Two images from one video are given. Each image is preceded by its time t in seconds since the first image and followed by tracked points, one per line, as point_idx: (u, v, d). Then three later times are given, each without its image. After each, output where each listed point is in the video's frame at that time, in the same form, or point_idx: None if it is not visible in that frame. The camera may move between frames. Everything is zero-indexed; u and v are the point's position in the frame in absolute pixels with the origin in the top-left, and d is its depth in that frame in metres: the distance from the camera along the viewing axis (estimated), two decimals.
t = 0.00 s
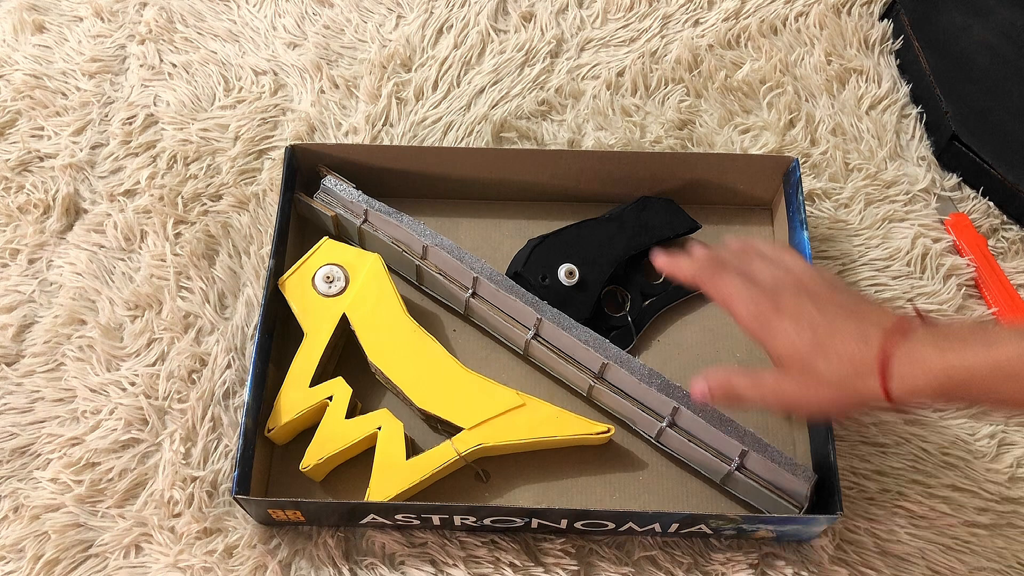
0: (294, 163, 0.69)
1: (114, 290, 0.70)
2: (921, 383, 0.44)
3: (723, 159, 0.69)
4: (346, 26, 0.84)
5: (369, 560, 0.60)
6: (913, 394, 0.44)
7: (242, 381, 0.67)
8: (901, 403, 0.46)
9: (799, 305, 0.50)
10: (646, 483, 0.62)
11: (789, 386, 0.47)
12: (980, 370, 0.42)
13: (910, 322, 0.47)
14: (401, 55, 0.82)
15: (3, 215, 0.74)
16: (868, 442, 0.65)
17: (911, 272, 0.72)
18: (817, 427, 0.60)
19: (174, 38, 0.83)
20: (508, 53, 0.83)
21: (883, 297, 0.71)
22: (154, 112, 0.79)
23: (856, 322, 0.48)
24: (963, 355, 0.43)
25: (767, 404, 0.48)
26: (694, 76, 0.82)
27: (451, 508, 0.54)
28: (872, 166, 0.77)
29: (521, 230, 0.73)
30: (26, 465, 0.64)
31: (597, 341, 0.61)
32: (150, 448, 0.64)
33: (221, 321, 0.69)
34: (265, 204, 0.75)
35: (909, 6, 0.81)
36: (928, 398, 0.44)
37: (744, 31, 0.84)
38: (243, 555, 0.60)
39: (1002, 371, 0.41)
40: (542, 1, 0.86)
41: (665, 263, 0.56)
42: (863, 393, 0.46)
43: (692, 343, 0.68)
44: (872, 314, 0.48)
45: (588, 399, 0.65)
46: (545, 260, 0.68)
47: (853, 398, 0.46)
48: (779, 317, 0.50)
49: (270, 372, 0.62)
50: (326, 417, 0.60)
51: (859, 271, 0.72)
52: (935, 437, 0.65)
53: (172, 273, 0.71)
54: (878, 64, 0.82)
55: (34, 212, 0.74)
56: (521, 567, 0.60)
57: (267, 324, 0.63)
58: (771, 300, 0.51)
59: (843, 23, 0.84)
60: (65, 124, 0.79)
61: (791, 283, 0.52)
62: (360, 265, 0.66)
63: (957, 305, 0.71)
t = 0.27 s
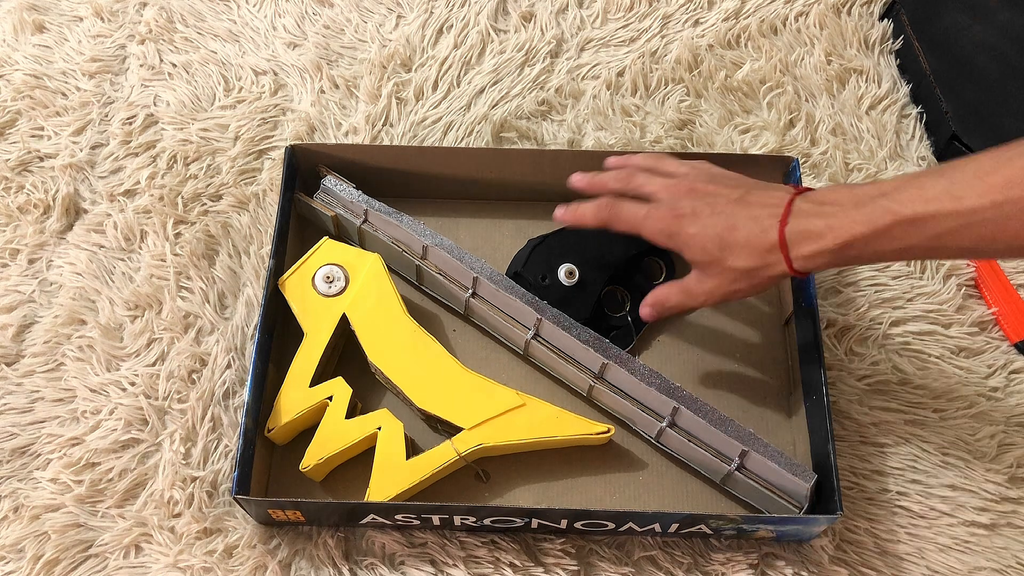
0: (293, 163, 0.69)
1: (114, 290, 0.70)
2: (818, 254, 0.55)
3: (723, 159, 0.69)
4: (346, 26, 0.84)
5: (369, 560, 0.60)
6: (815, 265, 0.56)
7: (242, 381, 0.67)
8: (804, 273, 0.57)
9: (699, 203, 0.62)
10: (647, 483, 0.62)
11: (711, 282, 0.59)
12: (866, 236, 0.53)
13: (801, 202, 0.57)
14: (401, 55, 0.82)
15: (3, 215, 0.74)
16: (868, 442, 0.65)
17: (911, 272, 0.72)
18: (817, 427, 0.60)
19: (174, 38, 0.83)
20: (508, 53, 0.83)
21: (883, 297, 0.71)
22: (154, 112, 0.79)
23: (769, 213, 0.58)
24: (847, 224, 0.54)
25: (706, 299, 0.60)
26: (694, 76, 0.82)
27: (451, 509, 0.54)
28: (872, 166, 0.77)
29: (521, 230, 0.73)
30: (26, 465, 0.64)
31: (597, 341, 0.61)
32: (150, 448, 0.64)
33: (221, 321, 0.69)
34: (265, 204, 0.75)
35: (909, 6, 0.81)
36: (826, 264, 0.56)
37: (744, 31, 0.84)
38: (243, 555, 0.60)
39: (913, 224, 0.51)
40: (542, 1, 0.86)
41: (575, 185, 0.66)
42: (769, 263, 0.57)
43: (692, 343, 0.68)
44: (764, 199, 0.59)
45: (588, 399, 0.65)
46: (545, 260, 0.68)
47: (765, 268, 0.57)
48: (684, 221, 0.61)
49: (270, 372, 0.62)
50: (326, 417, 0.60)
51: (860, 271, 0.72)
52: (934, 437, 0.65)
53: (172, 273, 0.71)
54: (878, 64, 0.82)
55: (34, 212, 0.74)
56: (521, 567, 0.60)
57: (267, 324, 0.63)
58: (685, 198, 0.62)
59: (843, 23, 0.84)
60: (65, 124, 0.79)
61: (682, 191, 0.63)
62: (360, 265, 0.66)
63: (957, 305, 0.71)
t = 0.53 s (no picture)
0: (293, 163, 0.69)
1: (114, 290, 0.70)
2: (821, 274, 0.57)
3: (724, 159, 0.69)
4: (346, 26, 0.84)
5: (369, 560, 0.60)
6: (820, 283, 0.58)
7: (242, 381, 0.67)
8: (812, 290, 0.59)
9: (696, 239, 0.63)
10: (647, 483, 0.62)
11: (721, 311, 0.62)
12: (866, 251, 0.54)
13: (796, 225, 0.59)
14: (401, 55, 0.82)
15: (3, 215, 0.74)
16: (868, 442, 0.65)
17: (911, 272, 0.72)
18: (817, 427, 0.60)
19: (174, 38, 0.83)
20: (508, 54, 0.83)
21: (883, 298, 0.71)
22: (154, 112, 0.79)
23: (767, 239, 0.60)
24: (843, 245, 0.55)
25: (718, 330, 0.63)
26: (694, 76, 0.82)
27: (452, 509, 0.54)
28: (872, 166, 0.77)
29: (520, 230, 0.73)
30: (26, 465, 0.64)
31: (597, 341, 0.61)
32: (150, 448, 0.64)
33: (221, 322, 0.69)
34: (265, 204, 0.75)
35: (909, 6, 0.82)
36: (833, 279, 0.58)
37: (744, 31, 0.84)
38: (243, 555, 0.60)
39: (912, 233, 0.52)
40: (542, 1, 0.86)
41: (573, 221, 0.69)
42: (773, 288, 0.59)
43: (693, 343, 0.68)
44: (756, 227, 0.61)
45: (588, 399, 0.65)
46: (546, 261, 0.68)
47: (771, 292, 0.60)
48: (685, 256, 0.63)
49: (270, 372, 0.62)
50: (326, 417, 0.60)
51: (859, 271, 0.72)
52: (934, 437, 0.65)
53: (172, 273, 0.71)
54: (878, 64, 0.82)
55: (34, 212, 0.74)
56: (521, 567, 0.60)
57: (267, 324, 0.63)
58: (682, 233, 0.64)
59: (843, 23, 0.84)
60: (65, 124, 0.79)
61: (677, 226, 0.64)
62: (360, 265, 0.66)
63: (957, 305, 0.71)
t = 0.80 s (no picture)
0: (293, 163, 0.69)
1: (114, 290, 0.70)
2: (835, 255, 0.56)
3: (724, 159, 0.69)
4: (346, 26, 0.84)
5: (369, 560, 0.60)
6: (835, 270, 0.56)
7: (242, 381, 0.67)
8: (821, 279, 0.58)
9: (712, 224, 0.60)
10: (646, 483, 0.62)
11: (731, 297, 0.58)
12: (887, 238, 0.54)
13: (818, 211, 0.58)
14: (401, 54, 0.82)
15: (2, 215, 0.74)
16: (868, 442, 0.65)
17: (911, 272, 0.72)
18: (817, 426, 0.60)
19: (174, 38, 0.83)
20: (508, 53, 0.83)
21: (883, 297, 0.71)
22: (154, 112, 0.79)
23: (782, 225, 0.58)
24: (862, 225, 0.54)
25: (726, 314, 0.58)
26: (694, 76, 0.82)
27: (452, 509, 0.54)
28: (872, 166, 0.77)
29: (520, 230, 0.73)
30: (26, 465, 0.64)
31: (597, 341, 0.61)
32: (150, 448, 0.64)
33: (221, 321, 0.69)
34: (265, 204, 0.75)
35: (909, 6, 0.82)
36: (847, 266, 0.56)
37: (744, 31, 0.84)
38: (243, 555, 0.60)
39: (933, 220, 0.52)
40: (542, 1, 0.86)
41: (576, 202, 0.64)
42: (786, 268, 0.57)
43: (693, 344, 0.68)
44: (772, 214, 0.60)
45: (588, 399, 0.65)
46: (546, 260, 0.68)
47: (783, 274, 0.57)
48: (696, 240, 0.60)
49: (270, 372, 0.62)
50: (326, 416, 0.60)
51: (859, 271, 0.72)
52: (934, 437, 0.65)
53: (172, 273, 0.71)
54: (878, 64, 0.82)
55: (34, 212, 0.74)
56: (521, 567, 0.60)
57: (267, 324, 0.63)
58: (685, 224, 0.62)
59: (843, 23, 0.84)
60: (65, 124, 0.79)
61: (689, 210, 0.61)
62: (360, 265, 0.66)
63: (957, 305, 0.71)
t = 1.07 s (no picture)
0: (293, 163, 0.69)
1: (114, 290, 0.70)
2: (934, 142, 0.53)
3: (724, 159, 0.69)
4: (346, 26, 0.84)
5: (369, 560, 0.60)
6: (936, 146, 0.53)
7: (242, 381, 0.67)
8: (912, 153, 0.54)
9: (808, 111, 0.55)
10: (646, 483, 0.62)
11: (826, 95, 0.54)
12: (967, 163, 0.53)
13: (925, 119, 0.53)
14: (401, 55, 0.82)
15: (2, 215, 0.74)
16: (868, 442, 0.65)
17: (911, 272, 0.72)
18: (816, 426, 0.60)
19: (174, 38, 0.83)
20: (508, 53, 0.83)
21: (883, 297, 0.71)
22: (154, 112, 0.79)
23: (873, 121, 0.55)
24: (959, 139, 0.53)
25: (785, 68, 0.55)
26: (694, 76, 0.82)
27: (452, 509, 0.54)
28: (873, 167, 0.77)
29: (520, 230, 0.73)
30: (26, 465, 0.64)
31: (598, 341, 0.61)
32: (150, 448, 0.64)
33: (221, 322, 0.69)
34: (265, 204, 0.75)
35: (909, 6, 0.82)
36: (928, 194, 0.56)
37: (744, 31, 0.84)
38: (243, 555, 0.60)
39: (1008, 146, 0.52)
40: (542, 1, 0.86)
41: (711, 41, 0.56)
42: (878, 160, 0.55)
43: (693, 344, 0.68)
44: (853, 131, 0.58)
45: (588, 399, 0.65)
46: (545, 260, 0.68)
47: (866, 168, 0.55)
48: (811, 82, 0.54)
49: (270, 372, 0.62)
50: (326, 417, 0.60)
51: (859, 271, 0.72)
52: (934, 437, 0.65)
53: (172, 273, 0.71)
54: (878, 64, 0.82)
55: (34, 212, 0.74)
56: (521, 567, 0.60)
57: (267, 324, 0.62)
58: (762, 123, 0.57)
59: (843, 23, 0.84)
60: (65, 124, 0.79)
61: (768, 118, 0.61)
62: (360, 265, 0.66)
63: (957, 305, 0.71)
